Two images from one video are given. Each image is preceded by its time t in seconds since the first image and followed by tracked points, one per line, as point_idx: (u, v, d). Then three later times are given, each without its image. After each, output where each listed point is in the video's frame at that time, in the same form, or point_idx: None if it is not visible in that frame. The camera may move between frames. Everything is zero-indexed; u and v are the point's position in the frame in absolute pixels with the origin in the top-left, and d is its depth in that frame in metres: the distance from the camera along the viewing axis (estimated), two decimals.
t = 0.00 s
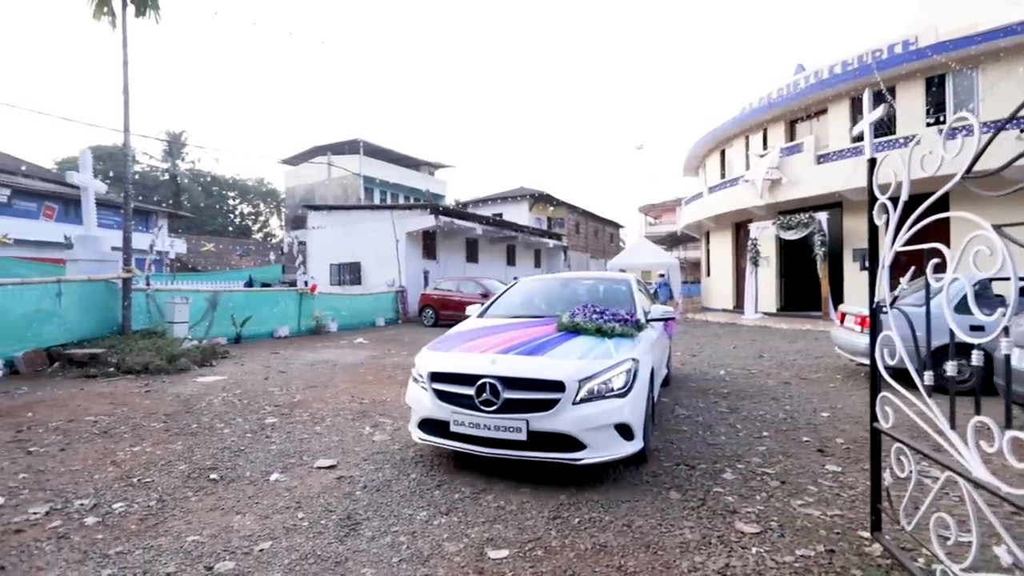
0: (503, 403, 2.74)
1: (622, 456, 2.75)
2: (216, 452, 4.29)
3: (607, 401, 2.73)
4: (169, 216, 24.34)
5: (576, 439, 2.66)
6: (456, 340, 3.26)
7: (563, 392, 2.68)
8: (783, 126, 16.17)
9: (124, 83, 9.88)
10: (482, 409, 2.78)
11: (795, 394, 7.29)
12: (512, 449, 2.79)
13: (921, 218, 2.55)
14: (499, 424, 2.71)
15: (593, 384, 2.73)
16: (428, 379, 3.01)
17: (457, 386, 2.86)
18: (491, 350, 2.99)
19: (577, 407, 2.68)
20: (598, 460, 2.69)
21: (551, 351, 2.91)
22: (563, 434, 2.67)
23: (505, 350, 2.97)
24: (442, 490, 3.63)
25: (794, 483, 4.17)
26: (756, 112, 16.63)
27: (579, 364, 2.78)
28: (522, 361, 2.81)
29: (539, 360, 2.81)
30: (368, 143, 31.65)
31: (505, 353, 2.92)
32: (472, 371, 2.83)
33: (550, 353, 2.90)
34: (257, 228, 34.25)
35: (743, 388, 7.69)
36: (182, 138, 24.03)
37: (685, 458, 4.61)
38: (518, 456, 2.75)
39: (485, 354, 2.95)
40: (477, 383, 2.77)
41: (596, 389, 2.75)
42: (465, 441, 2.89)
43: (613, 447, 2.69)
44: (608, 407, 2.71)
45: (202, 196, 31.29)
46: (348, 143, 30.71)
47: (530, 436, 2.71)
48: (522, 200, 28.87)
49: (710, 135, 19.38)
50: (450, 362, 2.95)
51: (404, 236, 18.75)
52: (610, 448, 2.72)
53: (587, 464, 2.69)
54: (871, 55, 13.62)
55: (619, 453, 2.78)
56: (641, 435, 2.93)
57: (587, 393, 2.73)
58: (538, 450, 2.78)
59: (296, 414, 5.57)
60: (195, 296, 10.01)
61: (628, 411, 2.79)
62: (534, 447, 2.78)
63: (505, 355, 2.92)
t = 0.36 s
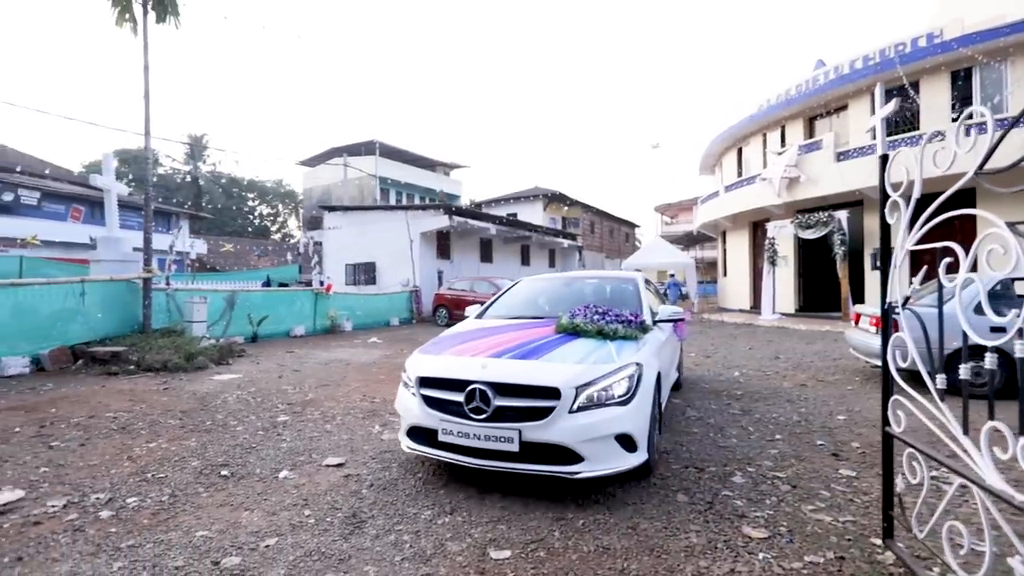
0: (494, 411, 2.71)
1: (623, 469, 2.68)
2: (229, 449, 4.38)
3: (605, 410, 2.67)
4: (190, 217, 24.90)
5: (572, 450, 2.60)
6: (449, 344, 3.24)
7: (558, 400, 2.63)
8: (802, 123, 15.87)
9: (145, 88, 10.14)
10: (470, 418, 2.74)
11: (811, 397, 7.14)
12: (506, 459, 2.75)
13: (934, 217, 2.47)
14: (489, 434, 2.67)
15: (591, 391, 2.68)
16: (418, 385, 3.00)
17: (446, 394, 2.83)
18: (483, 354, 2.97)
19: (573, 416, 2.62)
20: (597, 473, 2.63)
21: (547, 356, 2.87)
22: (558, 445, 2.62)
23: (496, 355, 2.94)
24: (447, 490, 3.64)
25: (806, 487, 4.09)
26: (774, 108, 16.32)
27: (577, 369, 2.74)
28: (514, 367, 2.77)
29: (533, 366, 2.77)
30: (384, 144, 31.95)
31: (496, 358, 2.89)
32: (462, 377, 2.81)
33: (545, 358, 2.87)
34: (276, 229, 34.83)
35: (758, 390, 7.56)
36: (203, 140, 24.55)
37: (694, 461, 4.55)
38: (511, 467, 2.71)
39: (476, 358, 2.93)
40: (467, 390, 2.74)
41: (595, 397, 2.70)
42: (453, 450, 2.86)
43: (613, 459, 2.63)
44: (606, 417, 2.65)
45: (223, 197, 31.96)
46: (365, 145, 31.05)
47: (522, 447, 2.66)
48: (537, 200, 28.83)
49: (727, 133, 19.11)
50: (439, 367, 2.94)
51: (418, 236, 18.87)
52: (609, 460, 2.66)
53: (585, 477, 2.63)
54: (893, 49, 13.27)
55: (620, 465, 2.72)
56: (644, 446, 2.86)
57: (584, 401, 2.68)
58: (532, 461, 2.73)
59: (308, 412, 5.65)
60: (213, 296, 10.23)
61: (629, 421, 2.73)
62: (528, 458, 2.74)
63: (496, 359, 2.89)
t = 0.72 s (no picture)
0: (482, 419, 2.65)
1: (623, 484, 2.60)
2: (241, 445, 4.47)
3: (602, 419, 2.59)
4: (210, 219, 25.43)
5: (565, 461, 2.53)
6: (441, 348, 3.20)
7: (551, 408, 2.56)
8: (821, 119, 15.57)
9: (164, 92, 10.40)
10: (458, 425, 2.69)
11: (827, 399, 7.01)
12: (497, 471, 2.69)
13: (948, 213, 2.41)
14: (478, 443, 2.62)
15: (586, 399, 2.60)
16: (405, 391, 2.97)
17: (433, 400, 2.79)
18: (474, 358, 2.92)
19: (567, 425, 2.55)
20: (593, 487, 2.55)
21: (540, 360, 2.82)
22: (551, 457, 2.55)
23: (486, 359, 2.89)
24: (453, 488, 3.67)
25: (817, 490, 4.02)
26: (793, 105, 16.01)
27: (574, 374, 2.68)
28: (504, 372, 2.71)
29: (524, 372, 2.70)
30: (399, 145, 32.22)
31: (486, 363, 2.85)
32: (450, 382, 2.76)
33: (538, 362, 2.81)
34: (294, 230, 35.37)
35: (772, 391, 7.45)
36: (223, 143, 25.04)
37: (704, 462, 4.50)
38: (503, 479, 2.65)
39: (465, 362, 2.89)
40: (454, 396, 2.69)
41: (592, 405, 2.63)
42: (439, 460, 2.81)
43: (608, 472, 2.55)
44: (602, 427, 2.57)
45: (242, 199, 32.57)
46: (380, 146, 31.35)
47: (512, 458, 2.60)
48: (551, 200, 28.78)
49: (743, 130, 18.83)
50: (427, 371, 2.90)
51: (432, 236, 19.00)
52: (604, 473, 2.57)
53: (581, 492, 2.55)
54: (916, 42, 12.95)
55: (619, 479, 2.63)
56: (646, 458, 2.77)
57: (579, 410, 2.60)
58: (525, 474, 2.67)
59: (319, 410, 5.74)
60: (231, 296, 10.44)
61: (628, 431, 2.64)
62: (521, 469, 2.68)
63: (486, 364, 2.84)
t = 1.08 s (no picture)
0: (468, 427, 2.59)
1: (619, 500, 2.50)
2: (254, 441, 4.58)
3: (596, 430, 2.51)
4: (230, 221, 25.97)
5: (556, 475, 2.45)
6: (431, 351, 3.16)
7: (542, 418, 2.48)
8: (840, 115, 15.27)
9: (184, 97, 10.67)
10: (443, 434, 2.63)
11: (842, 400, 6.88)
12: (485, 484, 2.62)
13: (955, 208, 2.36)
14: (463, 455, 2.55)
15: (581, 408, 2.53)
16: (391, 396, 2.92)
17: (418, 407, 2.73)
18: (463, 361, 2.87)
19: (559, 436, 2.47)
20: (585, 504, 2.46)
21: (531, 364, 2.75)
22: (541, 470, 2.47)
23: (474, 362, 2.84)
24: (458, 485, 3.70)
25: (828, 492, 3.96)
26: (812, 100, 15.69)
27: (568, 380, 2.60)
28: (491, 378, 2.65)
29: (514, 377, 2.63)
30: (414, 146, 32.48)
31: (474, 367, 2.79)
32: (436, 388, 2.70)
33: (529, 367, 2.73)
34: (311, 231, 35.90)
35: (786, 392, 7.34)
36: (242, 146, 25.56)
37: (712, 462, 4.46)
38: (490, 494, 2.57)
39: (452, 366, 2.84)
40: (440, 402, 2.63)
41: (587, 416, 2.54)
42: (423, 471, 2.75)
43: (602, 488, 2.46)
44: (596, 440, 2.48)
45: (261, 201, 33.18)
46: (395, 147, 31.64)
47: (499, 471, 2.52)
48: (565, 200, 28.72)
49: (760, 127, 18.55)
50: (414, 376, 2.85)
51: (446, 236, 19.13)
52: (598, 488, 2.48)
53: (574, 509, 2.46)
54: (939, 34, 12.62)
55: (615, 496, 2.53)
56: (645, 473, 2.67)
57: (572, 419, 2.52)
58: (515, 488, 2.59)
59: (332, 407, 5.84)
60: (248, 296, 10.66)
61: (624, 444, 2.55)
62: (509, 483, 2.60)
63: (474, 368, 2.78)
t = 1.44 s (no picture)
0: (451, 436, 2.49)
1: (614, 519, 2.38)
2: (269, 437, 4.69)
3: (587, 441, 2.40)
4: (251, 222, 26.50)
5: (543, 490, 2.34)
6: (417, 354, 3.07)
7: (528, 428, 2.38)
8: (861, 110, 14.93)
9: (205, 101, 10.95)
10: (424, 444, 2.55)
11: (860, 401, 6.75)
12: (470, 497, 2.52)
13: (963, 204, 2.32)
14: (445, 466, 2.46)
15: (571, 418, 2.41)
16: (375, 401, 2.85)
17: (399, 415, 2.65)
18: (449, 365, 2.79)
19: (548, 448, 2.36)
20: (575, 521, 2.35)
21: (520, 368, 2.66)
22: (528, 485, 2.36)
23: (459, 366, 2.75)
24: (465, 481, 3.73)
25: (840, 494, 3.90)
26: (833, 96, 15.35)
27: (558, 387, 2.49)
28: (476, 384, 2.55)
29: (502, 383, 2.53)
30: (429, 147, 32.72)
31: (459, 371, 2.69)
32: (419, 394, 2.62)
33: (518, 372, 2.63)
34: (329, 231, 36.41)
35: (802, 393, 7.22)
36: (262, 148, 26.07)
37: (722, 462, 4.43)
38: (474, 509, 2.48)
39: (437, 369, 2.76)
40: (422, 409, 2.55)
41: (579, 426, 2.43)
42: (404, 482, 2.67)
43: (593, 503, 2.35)
44: (587, 452, 2.37)
45: (281, 202, 33.78)
46: (411, 148, 31.93)
47: (483, 484, 2.43)
48: (580, 199, 28.63)
49: (779, 124, 18.24)
50: (398, 381, 2.77)
51: (461, 236, 19.25)
52: (589, 503, 2.37)
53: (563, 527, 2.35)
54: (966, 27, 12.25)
55: (610, 514, 2.41)
56: (642, 488, 2.54)
57: (562, 430, 2.40)
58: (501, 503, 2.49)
59: (345, 404, 5.95)
60: (266, 295, 10.89)
61: (619, 457, 2.42)
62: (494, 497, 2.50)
63: (459, 372, 2.69)
